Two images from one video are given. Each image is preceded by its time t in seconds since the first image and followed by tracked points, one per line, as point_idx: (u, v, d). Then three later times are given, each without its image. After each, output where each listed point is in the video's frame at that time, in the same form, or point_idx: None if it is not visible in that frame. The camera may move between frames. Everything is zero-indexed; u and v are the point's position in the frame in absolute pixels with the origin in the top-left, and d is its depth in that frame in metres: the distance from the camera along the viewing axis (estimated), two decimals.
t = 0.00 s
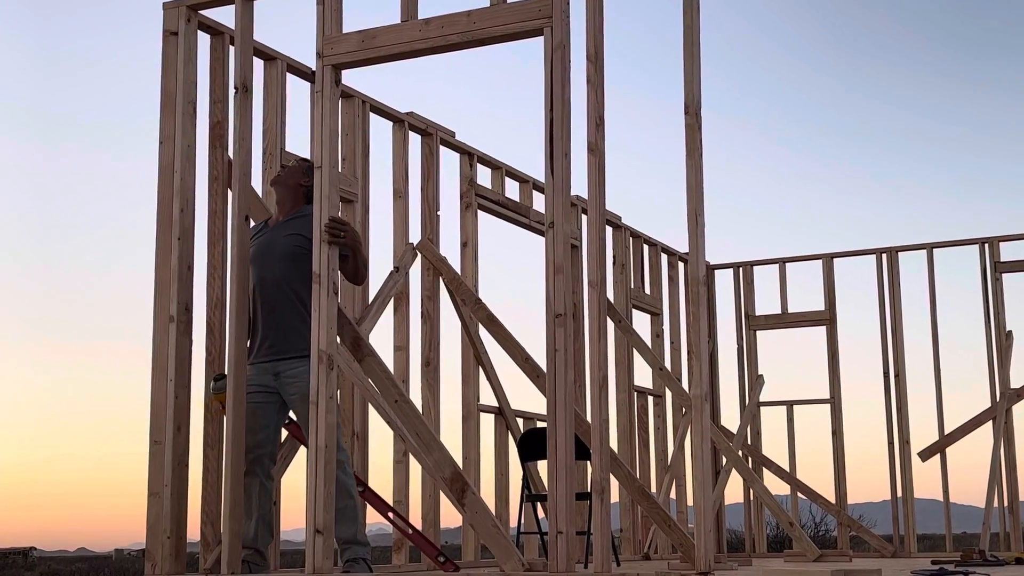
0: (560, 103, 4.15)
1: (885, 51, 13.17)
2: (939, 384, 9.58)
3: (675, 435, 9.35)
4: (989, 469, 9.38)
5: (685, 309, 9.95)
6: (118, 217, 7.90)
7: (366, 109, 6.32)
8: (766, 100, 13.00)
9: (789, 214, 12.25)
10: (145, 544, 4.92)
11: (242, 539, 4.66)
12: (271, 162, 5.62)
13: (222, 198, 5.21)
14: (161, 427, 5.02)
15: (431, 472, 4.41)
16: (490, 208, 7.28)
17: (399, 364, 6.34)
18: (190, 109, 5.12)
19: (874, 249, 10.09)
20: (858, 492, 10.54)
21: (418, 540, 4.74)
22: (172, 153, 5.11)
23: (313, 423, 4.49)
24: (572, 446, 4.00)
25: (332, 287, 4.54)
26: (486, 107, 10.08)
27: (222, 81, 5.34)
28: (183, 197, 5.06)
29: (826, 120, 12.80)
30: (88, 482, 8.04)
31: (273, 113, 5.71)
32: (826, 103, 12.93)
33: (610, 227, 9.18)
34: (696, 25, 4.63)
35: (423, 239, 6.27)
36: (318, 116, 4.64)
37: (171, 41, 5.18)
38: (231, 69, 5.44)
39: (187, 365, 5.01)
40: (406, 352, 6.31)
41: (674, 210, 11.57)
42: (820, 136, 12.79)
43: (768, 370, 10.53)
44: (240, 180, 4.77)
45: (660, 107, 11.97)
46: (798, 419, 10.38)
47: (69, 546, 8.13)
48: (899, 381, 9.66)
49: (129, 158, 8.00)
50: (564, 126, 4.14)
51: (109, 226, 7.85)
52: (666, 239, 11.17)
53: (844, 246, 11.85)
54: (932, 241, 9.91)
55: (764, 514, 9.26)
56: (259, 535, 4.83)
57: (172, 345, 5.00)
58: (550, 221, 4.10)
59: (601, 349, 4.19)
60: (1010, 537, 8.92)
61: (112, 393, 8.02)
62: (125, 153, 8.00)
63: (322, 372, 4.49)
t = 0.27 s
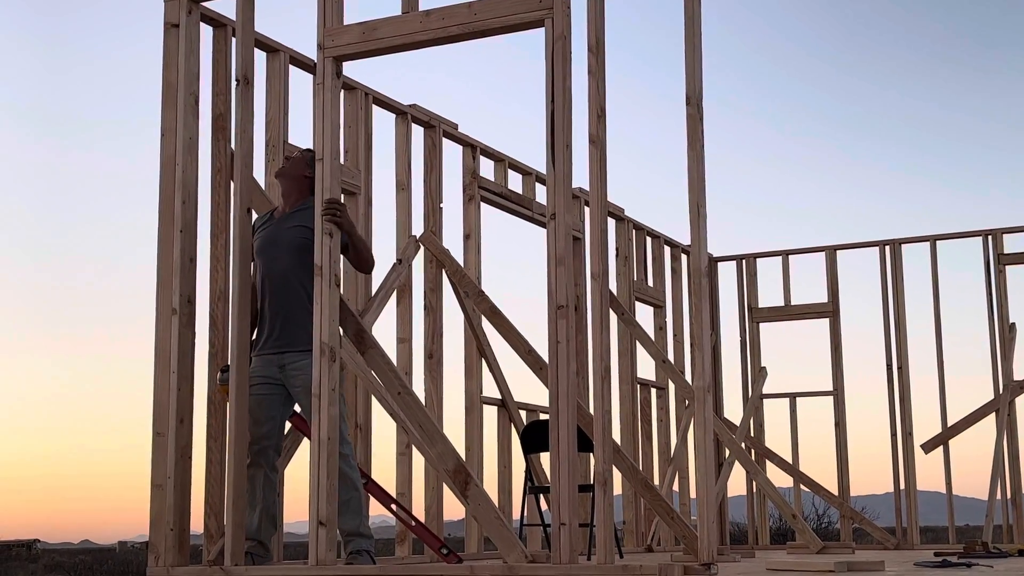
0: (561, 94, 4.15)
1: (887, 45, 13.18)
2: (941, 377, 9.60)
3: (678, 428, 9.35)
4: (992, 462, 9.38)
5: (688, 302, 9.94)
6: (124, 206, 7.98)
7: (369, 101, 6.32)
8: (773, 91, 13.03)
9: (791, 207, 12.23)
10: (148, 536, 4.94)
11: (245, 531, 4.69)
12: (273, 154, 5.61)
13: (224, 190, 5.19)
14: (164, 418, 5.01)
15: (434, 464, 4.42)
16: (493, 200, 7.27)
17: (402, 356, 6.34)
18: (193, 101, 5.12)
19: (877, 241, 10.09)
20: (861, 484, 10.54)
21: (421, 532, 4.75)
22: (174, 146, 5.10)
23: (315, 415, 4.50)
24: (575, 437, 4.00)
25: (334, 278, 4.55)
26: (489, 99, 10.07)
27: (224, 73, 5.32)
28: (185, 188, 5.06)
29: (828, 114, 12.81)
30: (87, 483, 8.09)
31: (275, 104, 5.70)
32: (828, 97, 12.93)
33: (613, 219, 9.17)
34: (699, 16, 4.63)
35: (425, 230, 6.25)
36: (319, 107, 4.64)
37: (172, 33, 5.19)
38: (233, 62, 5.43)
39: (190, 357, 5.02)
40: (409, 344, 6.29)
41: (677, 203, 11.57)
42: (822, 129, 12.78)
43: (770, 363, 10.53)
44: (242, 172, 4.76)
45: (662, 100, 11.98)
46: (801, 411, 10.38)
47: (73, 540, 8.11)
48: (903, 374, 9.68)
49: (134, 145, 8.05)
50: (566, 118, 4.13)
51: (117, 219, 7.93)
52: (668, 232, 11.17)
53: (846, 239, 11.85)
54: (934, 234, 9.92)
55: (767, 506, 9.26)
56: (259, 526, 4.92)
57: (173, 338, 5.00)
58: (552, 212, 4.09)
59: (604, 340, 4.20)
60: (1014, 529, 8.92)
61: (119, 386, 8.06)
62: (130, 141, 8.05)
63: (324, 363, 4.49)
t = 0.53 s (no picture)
0: (566, 88, 4.14)
1: (892, 40, 13.23)
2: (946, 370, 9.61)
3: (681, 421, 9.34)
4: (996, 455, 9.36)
5: (692, 295, 9.93)
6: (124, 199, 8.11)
7: (373, 95, 6.32)
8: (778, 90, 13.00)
9: (795, 201, 12.24)
10: (152, 529, 4.96)
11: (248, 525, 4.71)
12: (277, 148, 5.62)
13: (229, 185, 5.20)
14: (168, 412, 5.02)
15: (438, 458, 4.42)
16: (496, 194, 7.26)
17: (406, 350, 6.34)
18: (197, 95, 5.12)
19: (882, 234, 10.10)
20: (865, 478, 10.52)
21: (425, 526, 4.76)
22: (178, 140, 5.11)
23: (319, 409, 4.50)
24: (579, 432, 4.00)
25: (339, 273, 4.55)
26: (494, 94, 10.10)
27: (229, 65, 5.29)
28: (189, 182, 5.07)
29: (832, 108, 12.83)
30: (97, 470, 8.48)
31: (279, 98, 5.69)
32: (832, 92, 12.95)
33: (617, 213, 9.15)
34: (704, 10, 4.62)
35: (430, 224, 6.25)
36: (323, 101, 4.64)
37: (177, 26, 5.21)
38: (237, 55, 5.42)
39: (194, 351, 5.03)
40: (413, 338, 6.30)
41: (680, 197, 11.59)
42: (827, 123, 12.79)
43: (775, 357, 10.53)
44: (246, 166, 4.78)
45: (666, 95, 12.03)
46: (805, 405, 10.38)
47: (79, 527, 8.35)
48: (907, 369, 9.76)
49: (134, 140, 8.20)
50: (570, 111, 4.12)
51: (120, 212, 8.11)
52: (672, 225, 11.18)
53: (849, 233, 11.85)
54: (939, 227, 9.94)
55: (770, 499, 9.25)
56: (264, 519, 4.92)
57: (178, 331, 5.01)
58: (556, 206, 4.09)
59: (608, 334, 4.19)
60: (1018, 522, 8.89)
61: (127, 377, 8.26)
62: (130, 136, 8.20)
63: (328, 357, 4.49)
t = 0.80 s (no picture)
0: (568, 81, 4.14)
1: (896, 35, 13.22)
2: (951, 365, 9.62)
3: (686, 414, 9.37)
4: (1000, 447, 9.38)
5: (696, 288, 9.94)
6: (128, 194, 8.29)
7: (377, 88, 6.31)
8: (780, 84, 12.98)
9: (799, 197, 12.27)
10: (157, 523, 4.97)
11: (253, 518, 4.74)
12: (281, 142, 5.62)
13: (232, 178, 5.20)
14: (173, 405, 5.04)
15: (443, 451, 4.43)
16: (500, 185, 7.27)
17: (410, 343, 6.35)
18: (199, 88, 5.10)
19: (886, 227, 10.12)
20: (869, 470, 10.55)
21: (429, 519, 4.76)
22: (181, 132, 5.11)
23: (323, 402, 4.51)
24: (583, 424, 3.99)
25: (342, 266, 4.56)
26: (499, 89, 10.12)
27: (232, 58, 5.26)
28: (193, 175, 5.07)
29: (836, 105, 12.85)
30: (92, 466, 8.45)
31: (283, 91, 5.68)
32: (836, 88, 12.96)
33: (621, 206, 9.15)
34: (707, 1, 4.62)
35: (434, 217, 6.26)
36: (326, 94, 4.65)
37: (179, 20, 5.20)
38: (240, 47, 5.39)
39: (198, 345, 5.04)
40: (417, 331, 6.31)
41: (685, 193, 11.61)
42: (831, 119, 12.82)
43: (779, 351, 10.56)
44: (250, 160, 4.81)
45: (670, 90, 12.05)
46: (809, 399, 10.40)
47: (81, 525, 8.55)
48: (911, 360, 9.72)
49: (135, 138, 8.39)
50: (573, 104, 4.12)
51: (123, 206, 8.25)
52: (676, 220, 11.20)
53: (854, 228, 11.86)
54: (944, 220, 9.96)
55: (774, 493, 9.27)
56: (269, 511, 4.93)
57: (182, 325, 5.03)
58: (559, 199, 4.09)
59: (612, 326, 4.18)
60: None
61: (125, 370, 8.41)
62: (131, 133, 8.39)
63: (332, 351, 4.50)
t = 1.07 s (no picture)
0: (574, 75, 4.14)
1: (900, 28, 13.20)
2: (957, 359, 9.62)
3: (692, 408, 9.37)
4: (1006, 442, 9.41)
5: (702, 283, 9.94)
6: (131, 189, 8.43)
7: (382, 82, 6.31)
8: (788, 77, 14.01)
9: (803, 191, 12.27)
10: (163, 517, 4.98)
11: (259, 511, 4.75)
12: (286, 136, 5.61)
13: (238, 172, 5.20)
14: (179, 399, 5.05)
15: (449, 445, 4.44)
16: (506, 180, 7.26)
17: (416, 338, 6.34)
18: (205, 82, 5.11)
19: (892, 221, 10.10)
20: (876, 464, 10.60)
21: (435, 513, 4.77)
22: (188, 127, 5.12)
23: (330, 396, 4.51)
24: (589, 418, 3.99)
25: (348, 261, 4.57)
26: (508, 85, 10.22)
27: (237, 53, 5.27)
28: (199, 169, 5.07)
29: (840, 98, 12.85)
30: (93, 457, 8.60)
31: (289, 86, 5.68)
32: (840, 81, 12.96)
33: (627, 200, 9.14)
34: None
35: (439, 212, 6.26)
36: (332, 88, 4.65)
37: (185, 14, 5.20)
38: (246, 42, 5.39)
39: (204, 340, 5.04)
40: (422, 326, 6.30)
41: (690, 187, 11.62)
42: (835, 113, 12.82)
43: (785, 345, 10.56)
44: (256, 154, 4.82)
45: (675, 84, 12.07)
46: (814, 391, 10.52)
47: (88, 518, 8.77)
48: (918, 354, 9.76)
49: (137, 132, 8.52)
50: (579, 97, 4.12)
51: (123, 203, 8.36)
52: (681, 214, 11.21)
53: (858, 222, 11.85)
54: (949, 214, 9.97)
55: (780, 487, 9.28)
56: (276, 506, 4.93)
57: (189, 319, 5.04)
58: (565, 193, 4.09)
59: (617, 320, 4.17)
60: None
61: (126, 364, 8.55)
62: (132, 127, 8.51)
63: (338, 345, 4.50)
